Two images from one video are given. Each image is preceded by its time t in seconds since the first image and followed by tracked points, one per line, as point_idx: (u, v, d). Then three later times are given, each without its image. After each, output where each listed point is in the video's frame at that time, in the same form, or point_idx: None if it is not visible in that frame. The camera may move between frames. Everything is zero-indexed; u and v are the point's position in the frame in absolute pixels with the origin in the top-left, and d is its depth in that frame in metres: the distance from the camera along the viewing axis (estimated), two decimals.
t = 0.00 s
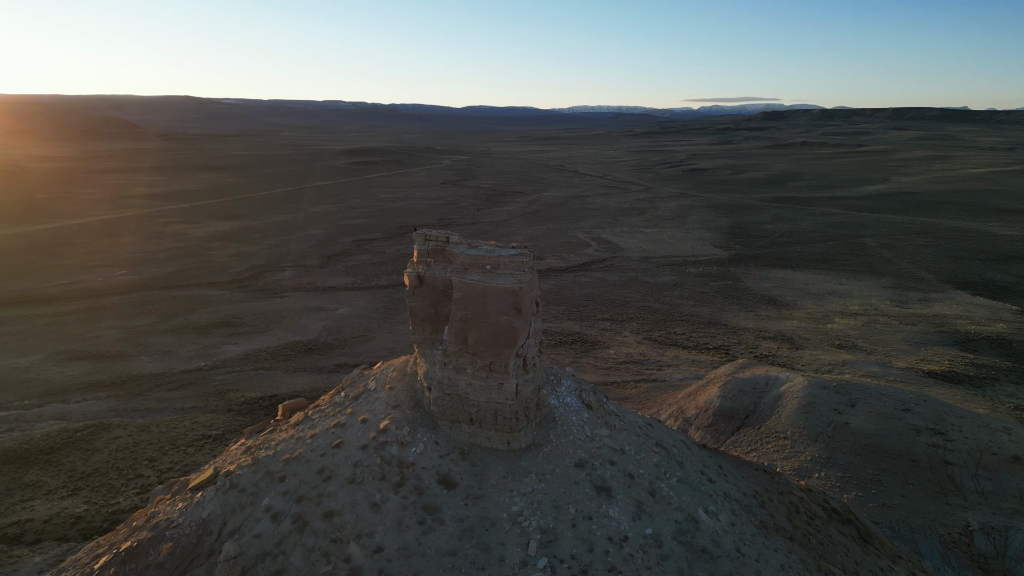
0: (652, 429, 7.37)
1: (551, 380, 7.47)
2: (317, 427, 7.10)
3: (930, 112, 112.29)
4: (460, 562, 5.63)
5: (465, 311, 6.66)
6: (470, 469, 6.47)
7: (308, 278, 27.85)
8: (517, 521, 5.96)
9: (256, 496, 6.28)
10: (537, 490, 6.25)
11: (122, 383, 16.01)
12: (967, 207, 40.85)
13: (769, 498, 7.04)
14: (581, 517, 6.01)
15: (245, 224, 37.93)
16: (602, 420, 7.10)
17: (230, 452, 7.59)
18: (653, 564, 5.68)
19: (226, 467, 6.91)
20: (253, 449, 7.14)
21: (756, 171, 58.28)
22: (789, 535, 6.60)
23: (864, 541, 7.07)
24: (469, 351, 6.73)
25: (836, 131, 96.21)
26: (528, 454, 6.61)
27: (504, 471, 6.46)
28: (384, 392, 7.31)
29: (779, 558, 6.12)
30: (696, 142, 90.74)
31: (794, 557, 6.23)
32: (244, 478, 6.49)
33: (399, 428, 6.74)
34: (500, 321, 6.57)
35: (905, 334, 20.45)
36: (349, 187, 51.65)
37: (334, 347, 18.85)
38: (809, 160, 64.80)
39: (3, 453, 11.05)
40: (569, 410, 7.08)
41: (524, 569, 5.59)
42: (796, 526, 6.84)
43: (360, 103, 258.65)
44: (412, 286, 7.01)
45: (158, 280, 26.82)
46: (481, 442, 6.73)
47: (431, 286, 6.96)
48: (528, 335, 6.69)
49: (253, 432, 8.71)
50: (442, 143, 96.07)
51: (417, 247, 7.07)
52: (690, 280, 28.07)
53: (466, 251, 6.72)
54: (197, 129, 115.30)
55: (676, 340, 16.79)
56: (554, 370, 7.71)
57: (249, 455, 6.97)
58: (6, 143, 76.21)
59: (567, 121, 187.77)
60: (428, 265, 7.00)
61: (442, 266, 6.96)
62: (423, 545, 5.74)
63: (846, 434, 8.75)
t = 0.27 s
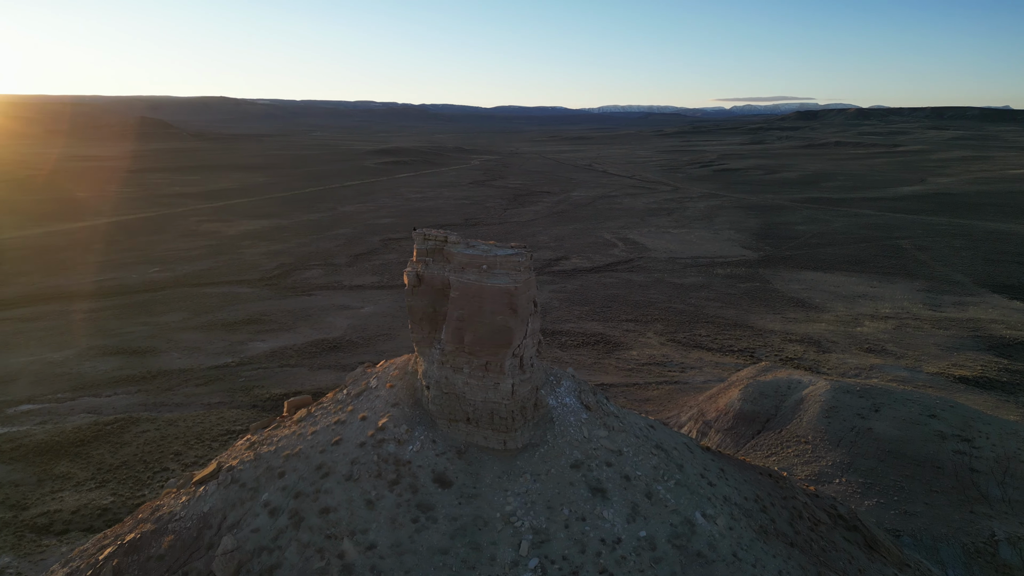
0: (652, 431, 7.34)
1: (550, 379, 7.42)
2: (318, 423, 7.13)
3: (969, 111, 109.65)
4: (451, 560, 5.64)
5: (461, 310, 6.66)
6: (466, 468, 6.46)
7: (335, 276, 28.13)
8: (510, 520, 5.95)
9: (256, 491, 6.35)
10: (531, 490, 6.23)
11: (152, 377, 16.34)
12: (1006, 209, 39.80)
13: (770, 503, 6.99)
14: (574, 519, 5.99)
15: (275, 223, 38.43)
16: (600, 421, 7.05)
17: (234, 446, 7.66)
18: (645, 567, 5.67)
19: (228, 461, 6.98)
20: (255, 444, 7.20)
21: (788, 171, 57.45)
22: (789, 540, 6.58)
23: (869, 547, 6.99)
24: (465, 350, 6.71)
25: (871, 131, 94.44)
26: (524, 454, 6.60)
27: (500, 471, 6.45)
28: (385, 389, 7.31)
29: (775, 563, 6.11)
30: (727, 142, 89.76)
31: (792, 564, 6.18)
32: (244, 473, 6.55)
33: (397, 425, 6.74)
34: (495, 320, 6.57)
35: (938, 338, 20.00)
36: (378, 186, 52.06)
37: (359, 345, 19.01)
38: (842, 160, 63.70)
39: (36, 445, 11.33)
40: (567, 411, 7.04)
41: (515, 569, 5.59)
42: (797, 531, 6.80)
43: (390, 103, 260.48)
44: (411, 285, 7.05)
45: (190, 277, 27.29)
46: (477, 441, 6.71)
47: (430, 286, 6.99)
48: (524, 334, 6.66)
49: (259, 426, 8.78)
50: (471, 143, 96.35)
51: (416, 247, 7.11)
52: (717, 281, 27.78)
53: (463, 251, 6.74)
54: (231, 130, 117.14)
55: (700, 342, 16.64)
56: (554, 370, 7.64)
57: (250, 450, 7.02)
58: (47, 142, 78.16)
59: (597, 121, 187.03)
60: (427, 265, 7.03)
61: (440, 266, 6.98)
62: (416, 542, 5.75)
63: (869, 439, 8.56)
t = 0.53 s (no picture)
0: (653, 433, 7.27)
1: (550, 380, 7.40)
2: (320, 420, 7.20)
3: (1010, 110, 106.84)
4: (443, 558, 5.66)
5: (458, 310, 6.67)
6: (462, 467, 6.46)
7: (362, 275, 28.37)
8: (503, 521, 5.95)
9: (256, 486, 6.44)
10: (526, 490, 6.23)
11: (180, 373, 16.66)
12: None
13: (771, 508, 6.90)
14: (567, 520, 5.97)
15: (304, 222, 38.86)
16: (598, 422, 7.01)
17: (240, 442, 7.77)
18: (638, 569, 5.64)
19: (232, 457, 7.09)
20: (259, 440, 7.29)
21: (820, 172, 56.54)
22: (789, 546, 6.50)
23: (875, 555, 6.87)
24: (461, 349, 6.71)
25: (907, 130, 92.54)
26: (520, 454, 6.58)
27: (495, 470, 6.44)
28: (385, 387, 7.35)
29: (774, 569, 6.05)
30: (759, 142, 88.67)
31: (791, 570, 6.11)
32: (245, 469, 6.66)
33: (395, 423, 6.76)
34: (491, 320, 6.57)
35: (971, 343, 19.53)
36: (406, 186, 52.39)
37: (383, 344, 19.15)
38: (877, 161, 62.54)
39: (67, 438, 11.60)
40: (565, 411, 7.01)
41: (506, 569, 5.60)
42: (799, 537, 6.71)
43: (419, 104, 261.88)
44: (410, 285, 7.09)
45: (220, 275, 27.74)
46: (475, 440, 6.71)
47: (428, 285, 7.01)
48: (521, 334, 6.63)
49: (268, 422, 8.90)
50: (500, 143, 96.47)
51: (416, 247, 7.16)
52: (745, 282, 27.47)
53: (460, 251, 6.76)
54: (264, 130, 118.79)
55: (725, 344, 16.48)
56: (553, 371, 7.61)
57: (254, 447, 7.12)
58: (87, 142, 80.01)
59: (626, 121, 186.08)
60: (426, 264, 7.06)
61: (438, 266, 7.00)
62: (408, 540, 5.78)
63: (893, 446, 8.38)
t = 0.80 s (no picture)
0: (654, 434, 7.21)
1: (549, 379, 7.34)
2: (322, 416, 7.27)
3: None
4: (435, 557, 5.70)
5: (454, 310, 6.66)
6: (458, 465, 6.47)
7: (387, 274, 28.54)
8: (496, 520, 5.97)
9: (257, 482, 6.56)
10: (520, 491, 6.23)
11: (207, 369, 16.94)
12: None
13: (771, 512, 6.83)
14: (558, 522, 5.97)
15: (333, 221, 39.23)
16: (597, 423, 6.97)
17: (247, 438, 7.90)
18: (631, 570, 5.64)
19: (237, 453, 7.23)
20: (263, 437, 7.41)
21: (854, 172, 55.53)
22: (789, 551, 6.43)
23: (878, 563, 6.79)
24: (458, 349, 6.71)
25: (945, 130, 90.46)
26: (517, 453, 6.58)
27: (490, 470, 6.44)
28: (386, 384, 7.38)
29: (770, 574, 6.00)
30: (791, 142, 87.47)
31: None
32: (247, 466, 6.79)
33: (394, 420, 6.79)
34: (487, 320, 6.54)
35: (1006, 348, 19.03)
36: (434, 186, 52.62)
37: (406, 342, 19.25)
38: (913, 161, 61.27)
39: (96, 431, 11.85)
40: (563, 411, 6.97)
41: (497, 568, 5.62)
42: (799, 543, 6.64)
43: (449, 104, 262.79)
44: (409, 283, 7.09)
45: (249, 272, 28.13)
46: (471, 440, 6.70)
47: (427, 283, 7.01)
48: (518, 334, 6.60)
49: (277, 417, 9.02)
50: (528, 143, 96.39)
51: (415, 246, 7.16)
52: (773, 284, 27.12)
53: (457, 249, 6.74)
54: (296, 130, 120.17)
55: (750, 346, 16.28)
56: (553, 370, 7.55)
57: (257, 443, 7.24)
58: (124, 142, 81.70)
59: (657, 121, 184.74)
60: (425, 263, 7.05)
61: (437, 265, 7.00)
62: (401, 539, 5.82)
63: (918, 452, 8.21)
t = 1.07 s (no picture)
0: (655, 437, 7.16)
1: (549, 379, 7.32)
2: (324, 414, 7.35)
3: None
4: (426, 555, 5.72)
5: (451, 309, 6.64)
6: (454, 464, 6.48)
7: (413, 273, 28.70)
8: (489, 520, 5.98)
9: (258, 478, 6.67)
10: (514, 491, 6.23)
11: (233, 365, 17.20)
12: None
13: (773, 518, 6.75)
14: (552, 523, 5.96)
15: (361, 221, 39.53)
16: (595, 423, 6.93)
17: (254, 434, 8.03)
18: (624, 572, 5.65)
19: (242, 449, 7.36)
20: (268, 433, 7.52)
21: (888, 173, 54.50)
22: (787, 558, 6.36)
23: (884, 571, 6.68)
24: (455, 348, 6.70)
25: (985, 130, 88.28)
26: (513, 453, 6.57)
27: (485, 469, 6.44)
28: (387, 383, 7.43)
29: None
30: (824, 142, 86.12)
31: None
32: (249, 462, 6.91)
33: (392, 419, 6.83)
34: (482, 320, 6.52)
35: None
36: (462, 186, 52.78)
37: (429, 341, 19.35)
38: (951, 162, 59.89)
39: (125, 425, 12.10)
40: (561, 412, 6.95)
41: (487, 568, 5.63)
42: (799, 549, 6.56)
43: (478, 104, 263.34)
44: (408, 282, 7.09)
45: (277, 271, 28.52)
46: (468, 439, 6.71)
47: (426, 283, 7.01)
48: (514, 334, 6.58)
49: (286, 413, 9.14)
50: (557, 143, 96.20)
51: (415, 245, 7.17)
52: (801, 286, 26.75)
53: (454, 249, 6.72)
54: (326, 130, 121.39)
55: (775, 349, 16.07)
56: (554, 370, 7.53)
57: (261, 439, 7.35)
58: (160, 142, 83.27)
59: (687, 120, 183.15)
60: (424, 262, 7.05)
61: (435, 264, 6.99)
62: (393, 536, 5.85)
63: (943, 460, 8.04)
